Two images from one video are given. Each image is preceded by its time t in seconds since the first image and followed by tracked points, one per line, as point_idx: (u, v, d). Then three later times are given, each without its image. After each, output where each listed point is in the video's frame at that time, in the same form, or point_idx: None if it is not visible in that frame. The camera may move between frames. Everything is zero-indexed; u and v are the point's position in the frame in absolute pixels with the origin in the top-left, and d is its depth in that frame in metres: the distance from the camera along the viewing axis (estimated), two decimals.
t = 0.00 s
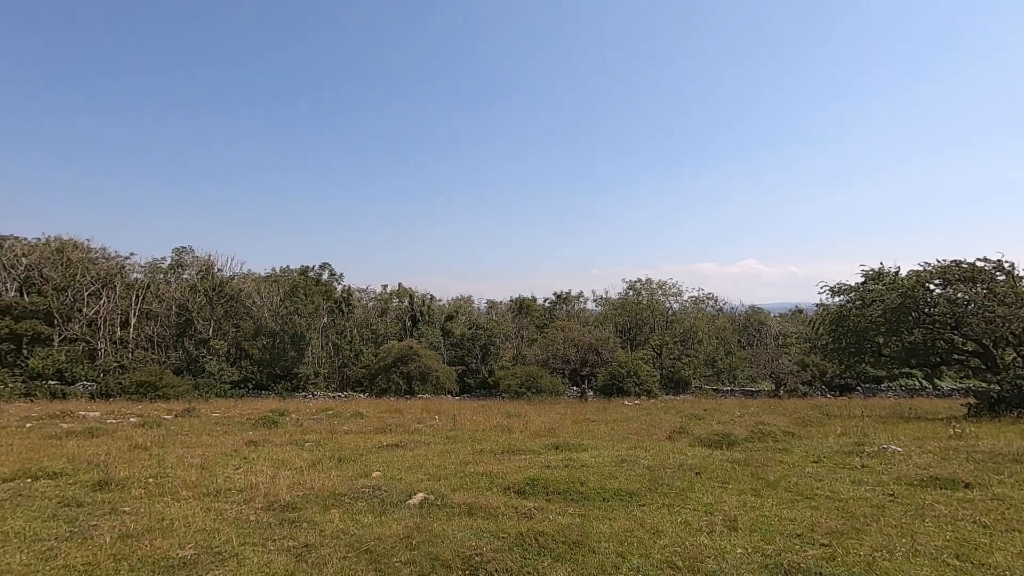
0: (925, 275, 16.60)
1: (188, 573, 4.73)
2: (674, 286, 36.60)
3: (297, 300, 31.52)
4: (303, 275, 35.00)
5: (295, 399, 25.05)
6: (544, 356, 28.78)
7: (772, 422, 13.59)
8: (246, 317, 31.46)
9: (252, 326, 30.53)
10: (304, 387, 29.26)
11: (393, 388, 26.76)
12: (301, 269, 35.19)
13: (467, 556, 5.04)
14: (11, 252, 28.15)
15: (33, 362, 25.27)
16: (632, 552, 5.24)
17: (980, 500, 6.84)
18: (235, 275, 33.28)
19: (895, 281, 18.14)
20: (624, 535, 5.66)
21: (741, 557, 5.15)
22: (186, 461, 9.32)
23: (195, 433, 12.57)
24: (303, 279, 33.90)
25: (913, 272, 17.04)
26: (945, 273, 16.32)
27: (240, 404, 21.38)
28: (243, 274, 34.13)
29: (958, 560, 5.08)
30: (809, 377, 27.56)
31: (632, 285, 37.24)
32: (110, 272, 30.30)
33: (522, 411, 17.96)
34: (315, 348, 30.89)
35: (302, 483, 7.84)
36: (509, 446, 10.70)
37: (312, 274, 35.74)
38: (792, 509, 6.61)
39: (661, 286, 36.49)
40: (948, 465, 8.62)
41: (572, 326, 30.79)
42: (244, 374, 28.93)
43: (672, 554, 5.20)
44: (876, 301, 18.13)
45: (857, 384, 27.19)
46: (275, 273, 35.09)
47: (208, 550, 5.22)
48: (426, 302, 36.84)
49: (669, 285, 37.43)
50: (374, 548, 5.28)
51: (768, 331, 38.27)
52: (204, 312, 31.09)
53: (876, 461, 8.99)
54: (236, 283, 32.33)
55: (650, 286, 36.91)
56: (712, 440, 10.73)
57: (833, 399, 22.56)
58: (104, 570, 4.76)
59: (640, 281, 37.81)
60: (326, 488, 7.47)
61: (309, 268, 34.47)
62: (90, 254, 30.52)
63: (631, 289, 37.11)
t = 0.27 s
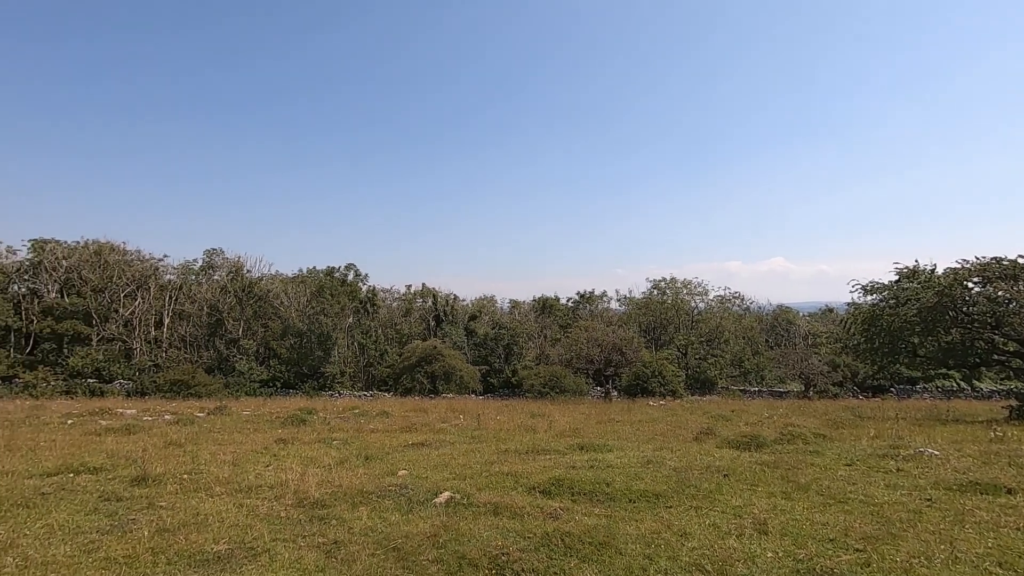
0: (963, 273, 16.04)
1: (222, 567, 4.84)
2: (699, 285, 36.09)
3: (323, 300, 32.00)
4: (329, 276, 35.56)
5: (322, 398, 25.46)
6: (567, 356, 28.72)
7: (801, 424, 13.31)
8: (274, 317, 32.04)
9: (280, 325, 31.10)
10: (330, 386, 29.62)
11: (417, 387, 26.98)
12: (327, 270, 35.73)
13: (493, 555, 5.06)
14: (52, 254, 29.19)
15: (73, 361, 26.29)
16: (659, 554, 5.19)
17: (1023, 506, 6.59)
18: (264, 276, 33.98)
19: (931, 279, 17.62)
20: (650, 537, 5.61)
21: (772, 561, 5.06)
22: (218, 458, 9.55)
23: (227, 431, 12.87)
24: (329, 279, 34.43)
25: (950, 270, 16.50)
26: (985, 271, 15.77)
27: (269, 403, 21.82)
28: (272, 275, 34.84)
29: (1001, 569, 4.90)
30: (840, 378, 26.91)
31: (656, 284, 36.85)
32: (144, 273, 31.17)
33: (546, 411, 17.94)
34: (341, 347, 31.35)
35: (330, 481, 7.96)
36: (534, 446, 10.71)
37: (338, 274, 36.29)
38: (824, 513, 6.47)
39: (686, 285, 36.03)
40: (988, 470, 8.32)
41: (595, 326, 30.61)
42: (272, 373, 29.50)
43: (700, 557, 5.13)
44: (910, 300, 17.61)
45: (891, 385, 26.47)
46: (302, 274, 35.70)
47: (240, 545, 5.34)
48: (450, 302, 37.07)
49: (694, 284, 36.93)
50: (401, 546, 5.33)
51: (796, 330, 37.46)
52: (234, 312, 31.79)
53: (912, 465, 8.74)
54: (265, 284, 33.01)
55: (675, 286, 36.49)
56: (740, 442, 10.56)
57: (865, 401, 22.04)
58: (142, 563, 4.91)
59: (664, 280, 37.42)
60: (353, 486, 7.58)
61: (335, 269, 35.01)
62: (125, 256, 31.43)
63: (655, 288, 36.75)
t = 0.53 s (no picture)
0: (1000, 272, 15.48)
1: (252, 563, 4.94)
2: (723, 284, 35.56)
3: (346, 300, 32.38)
4: (352, 276, 36.01)
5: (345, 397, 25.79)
6: (589, 356, 28.65)
7: (830, 426, 13.03)
8: (299, 317, 32.57)
9: (304, 326, 31.60)
10: (353, 385, 29.94)
11: (439, 387, 27.14)
12: (350, 271, 36.18)
13: (517, 555, 5.06)
14: (87, 256, 30.15)
15: (107, 360, 27.17)
16: (685, 557, 5.14)
17: None
18: (289, 277, 34.55)
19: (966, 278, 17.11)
20: (676, 539, 5.55)
21: (801, 566, 4.97)
22: (246, 456, 9.75)
23: (254, 429, 13.13)
24: (352, 280, 34.89)
25: (986, 268, 15.96)
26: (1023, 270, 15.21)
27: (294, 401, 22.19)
28: (296, 275, 35.40)
29: None
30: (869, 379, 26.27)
31: (679, 284, 36.44)
32: (174, 274, 31.97)
33: (568, 411, 17.87)
34: (363, 347, 31.71)
35: (355, 479, 8.06)
36: (557, 446, 10.68)
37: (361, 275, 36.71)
38: (855, 518, 6.32)
39: (709, 285, 35.54)
40: None
41: (617, 326, 30.41)
42: (297, 372, 29.97)
43: (727, 560, 5.07)
44: (944, 299, 17.09)
45: (923, 387, 25.74)
46: (326, 275, 36.21)
47: (269, 541, 5.44)
48: (471, 302, 37.20)
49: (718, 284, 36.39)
50: (426, 544, 5.37)
51: (824, 331, 36.66)
52: (260, 313, 32.40)
53: (946, 469, 8.47)
54: (290, 284, 33.58)
55: (698, 285, 36.03)
56: (766, 444, 10.38)
57: (895, 403, 21.54)
58: (175, 557, 5.04)
59: (687, 280, 36.98)
60: (378, 484, 7.66)
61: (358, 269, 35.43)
62: (156, 257, 32.27)
63: (677, 288, 36.36)
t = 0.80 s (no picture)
0: None
1: (279, 558, 5.03)
2: (746, 283, 35.00)
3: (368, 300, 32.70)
4: (373, 276, 36.37)
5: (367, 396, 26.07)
6: (609, 356, 28.48)
7: (858, 428, 12.74)
8: (321, 317, 33.03)
9: (327, 325, 32.02)
10: (374, 384, 30.29)
11: (460, 386, 27.25)
12: (371, 271, 36.55)
13: (540, 555, 5.06)
14: (118, 258, 30.99)
15: (138, 359, 27.94)
16: (710, 559, 5.08)
17: None
18: (311, 277, 35.04)
19: (1001, 277, 16.57)
20: (700, 541, 5.49)
21: (829, 570, 4.87)
22: (272, 453, 9.92)
23: (279, 427, 13.35)
24: (373, 280, 35.31)
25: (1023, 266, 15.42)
26: None
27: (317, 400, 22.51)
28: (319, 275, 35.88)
29: None
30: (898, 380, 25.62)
31: (701, 283, 35.98)
32: (201, 275, 32.66)
33: (589, 412, 17.79)
34: (384, 347, 32.01)
35: (378, 477, 8.14)
36: (578, 446, 10.64)
37: (382, 275, 37.07)
38: (886, 522, 6.17)
39: (732, 284, 35.01)
40: None
41: (638, 326, 30.14)
42: (320, 371, 30.37)
43: (753, 564, 5.00)
44: (978, 299, 16.57)
45: (955, 389, 25.03)
46: (347, 275, 36.63)
47: (296, 537, 5.53)
48: (491, 302, 37.27)
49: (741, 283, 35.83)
50: (449, 542, 5.40)
51: (851, 331, 35.81)
52: (284, 312, 32.93)
53: (981, 473, 8.22)
54: (313, 285, 34.04)
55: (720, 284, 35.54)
56: (792, 446, 10.19)
57: (926, 405, 20.96)
58: (205, 551, 5.15)
59: (709, 279, 36.50)
60: (400, 483, 7.73)
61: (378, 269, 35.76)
62: (184, 258, 33.01)
63: (699, 287, 35.91)
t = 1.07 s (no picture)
0: None
1: (305, 553, 5.11)
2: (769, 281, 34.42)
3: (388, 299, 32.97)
4: (393, 275, 36.67)
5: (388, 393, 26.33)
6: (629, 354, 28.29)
7: (886, 429, 12.46)
8: (342, 316, 33.35)
9: (348, 324, 32.36)
10: (395, 382, 30.57)
11: (479, 384, 27.34)
12: (391, 270, 36.88)
13: (562, 553, 5.06)
14: (146, 258, 31.77)
15: (166, 357, 28.66)
16: (735, 560, 5.02)
17: None
18: (333, 276, 35.46)
19: None
20: (725, 541, 5.43)
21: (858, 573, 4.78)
22: (296, 450, 10.08)
23: (302, 424, 13.54)
24: (393, 279, 35.29)
25: None
26: None
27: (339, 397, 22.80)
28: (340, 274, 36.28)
29: None
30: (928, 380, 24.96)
31: (722, 281, 35.53)
32: (225, 274, 33.29)
33: (609, 410, 17.72)
34: (405, 345, 32.24)
35: (401, 474, 8.22)
36: (599, 444, 10.60)
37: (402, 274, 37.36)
38: (917, 525, 6.03)
39: (755, 281, 34.47)
40: None
41: (658, 324, 29.87)
42: (341, 369, 30.72)
43: (779, 565, 4.93)
44: (1012, 296, 16.07)
45: (988, 389, 24.30)
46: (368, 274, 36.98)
47: (321, 533, 5.61)
48: (510, 300, 37.30)
49: (764, 281, 35.25)
50: (471, 539, 5.43)
51: (877, 329, 35.02)
52: (306, 311, 33.40)
53: (1016, 476, 7.98)
54: (334, 284, 34.45)
55: (742, 282, 35.02)
56: (818, 446, 10.02)
57: (957, 405, 20.39)
58: (233, 545, 5.26)
59: (731, 277, 36.00)
60: (423, 480, 7.79)
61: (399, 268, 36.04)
62: (209, 258, 33.68)
63: (721, 285, 35.44)
